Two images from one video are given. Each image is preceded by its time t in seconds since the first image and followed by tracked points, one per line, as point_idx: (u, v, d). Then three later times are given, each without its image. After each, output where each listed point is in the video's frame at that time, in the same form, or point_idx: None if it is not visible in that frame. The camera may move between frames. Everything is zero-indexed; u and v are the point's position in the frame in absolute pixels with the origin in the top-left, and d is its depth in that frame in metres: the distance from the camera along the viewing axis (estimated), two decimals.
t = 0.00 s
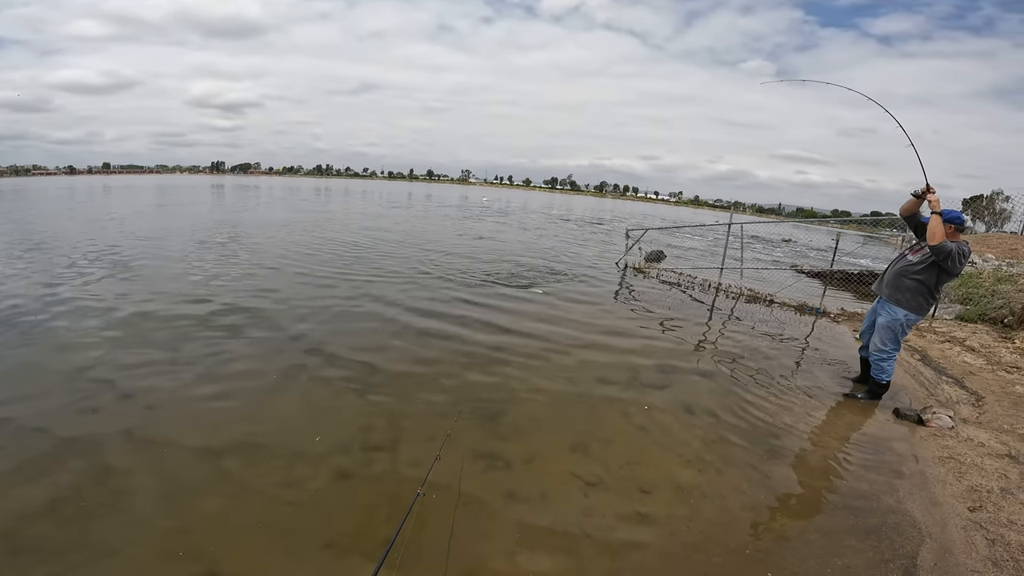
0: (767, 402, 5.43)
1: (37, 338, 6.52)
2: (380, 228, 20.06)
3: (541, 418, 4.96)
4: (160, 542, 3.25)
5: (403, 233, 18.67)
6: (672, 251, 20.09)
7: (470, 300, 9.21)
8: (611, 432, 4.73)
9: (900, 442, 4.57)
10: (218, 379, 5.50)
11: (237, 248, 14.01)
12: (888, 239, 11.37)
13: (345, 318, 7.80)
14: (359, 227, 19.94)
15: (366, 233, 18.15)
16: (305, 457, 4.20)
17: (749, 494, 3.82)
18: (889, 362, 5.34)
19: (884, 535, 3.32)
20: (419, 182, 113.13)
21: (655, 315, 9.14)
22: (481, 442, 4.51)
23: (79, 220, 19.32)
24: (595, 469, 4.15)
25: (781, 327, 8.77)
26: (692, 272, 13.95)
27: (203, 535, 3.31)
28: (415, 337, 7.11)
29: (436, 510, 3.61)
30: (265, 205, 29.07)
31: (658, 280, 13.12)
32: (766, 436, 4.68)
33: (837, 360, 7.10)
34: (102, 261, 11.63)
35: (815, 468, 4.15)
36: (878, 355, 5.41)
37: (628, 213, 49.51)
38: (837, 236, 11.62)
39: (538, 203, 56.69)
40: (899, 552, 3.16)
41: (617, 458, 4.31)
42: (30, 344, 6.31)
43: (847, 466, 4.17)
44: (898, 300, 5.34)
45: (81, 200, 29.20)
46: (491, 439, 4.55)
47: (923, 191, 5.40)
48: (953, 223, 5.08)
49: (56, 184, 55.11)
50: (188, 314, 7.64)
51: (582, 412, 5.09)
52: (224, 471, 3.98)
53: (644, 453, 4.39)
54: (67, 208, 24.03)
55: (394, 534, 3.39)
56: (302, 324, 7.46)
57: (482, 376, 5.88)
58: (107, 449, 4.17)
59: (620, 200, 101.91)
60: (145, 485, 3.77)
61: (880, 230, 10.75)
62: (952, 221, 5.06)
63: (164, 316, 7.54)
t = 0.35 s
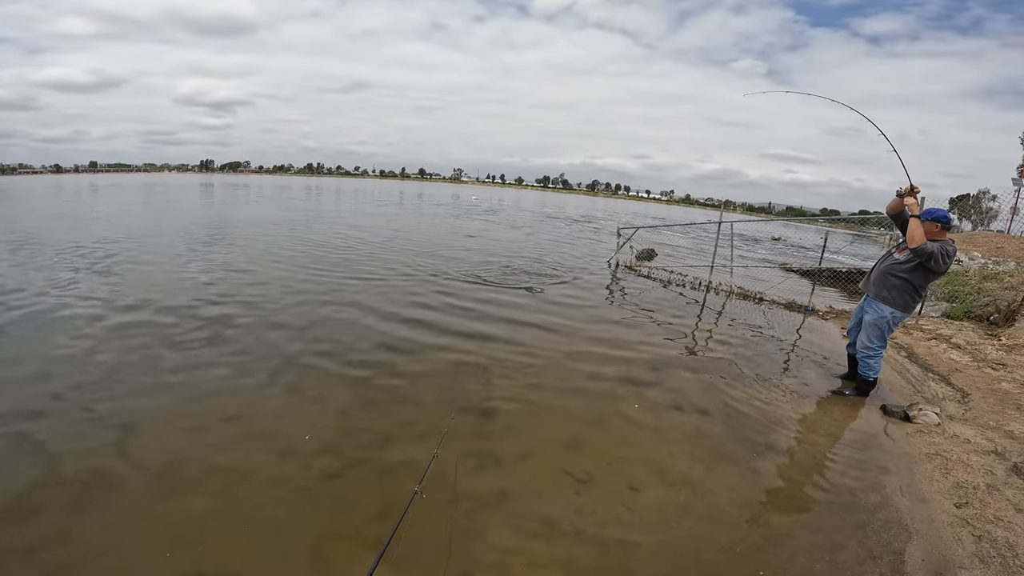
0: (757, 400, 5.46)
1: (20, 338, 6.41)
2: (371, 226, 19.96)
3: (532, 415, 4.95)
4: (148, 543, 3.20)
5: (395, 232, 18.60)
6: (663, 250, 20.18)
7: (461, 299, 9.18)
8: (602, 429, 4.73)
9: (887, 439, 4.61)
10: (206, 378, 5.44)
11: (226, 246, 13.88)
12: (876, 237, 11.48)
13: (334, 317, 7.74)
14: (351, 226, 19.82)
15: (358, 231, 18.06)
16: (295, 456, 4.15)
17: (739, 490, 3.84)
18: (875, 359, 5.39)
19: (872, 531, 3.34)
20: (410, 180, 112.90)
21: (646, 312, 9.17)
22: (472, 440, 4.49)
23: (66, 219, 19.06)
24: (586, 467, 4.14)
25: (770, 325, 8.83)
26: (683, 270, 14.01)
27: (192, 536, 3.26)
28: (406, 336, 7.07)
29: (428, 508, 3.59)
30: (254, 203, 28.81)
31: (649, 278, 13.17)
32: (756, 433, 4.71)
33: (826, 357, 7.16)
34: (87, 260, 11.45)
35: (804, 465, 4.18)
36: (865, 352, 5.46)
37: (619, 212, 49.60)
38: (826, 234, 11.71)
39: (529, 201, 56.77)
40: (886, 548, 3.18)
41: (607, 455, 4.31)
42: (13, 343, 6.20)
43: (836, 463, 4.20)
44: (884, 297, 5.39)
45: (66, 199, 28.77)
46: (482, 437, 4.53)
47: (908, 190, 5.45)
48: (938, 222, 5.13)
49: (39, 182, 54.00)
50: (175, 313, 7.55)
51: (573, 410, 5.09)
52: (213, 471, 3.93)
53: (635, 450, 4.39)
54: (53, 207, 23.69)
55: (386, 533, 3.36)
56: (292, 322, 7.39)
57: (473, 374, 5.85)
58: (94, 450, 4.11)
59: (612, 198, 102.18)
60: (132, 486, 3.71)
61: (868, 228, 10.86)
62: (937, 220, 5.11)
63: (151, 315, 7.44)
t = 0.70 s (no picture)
0: (747, 396, 5.50)
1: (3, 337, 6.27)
2: (361, 225, 19.83)
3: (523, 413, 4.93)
4: (137, 543, 3.14)
5: (386, 230, 18.49)
6: (654, 248, 20.25)
7: (453, 297, 9.14)
8: (593, 426, 4.73)
9: (874, 435, 4.65)
10: (196, 375, 5.38)
11: (215, 245, 13.72)
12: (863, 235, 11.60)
13: (325, 315, 7.67)
14: (341, 224, 19.68)
15: (348, 230, 17.90)
16: (285, 455, 4.11)
17: (731, 487, 3.86)
18: (863, 356, 5.44)
19: (861, 528, 3.36)
20: (401, 178, 112.43)
21: (637, 310, 9.20)
22: (464, 438, 4.46)
23: (50, 218, 18.74)
24: (577, 464, 4.14)
25: (760, 323, 8.89)
26: (674, 268, 14.08)
27: (180, 536, 3.21)
28: (396, 334, 7.02)
29: (419, 507, 3.56)
30: (245, 202, 28.52)
31: (640, 276, 13.21)
32: (746, 429, 4.74)
33: (814, 354, 7.22)
34: (74, 258, 11.30)
35: (793, 462, 4.21)
36: (852, 349, 5.50)
37: (612, 211, 49.74)
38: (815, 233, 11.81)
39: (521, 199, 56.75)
40: (875, 543, 3.20)
41: (599, 453, 4.31)
42: None
43: (825, 459, 4.24)
44: (870, 295, 5.44)
45: (50, 197, 28.28)
46: (474, 435, 4.51)
47: (892, 187, 5.50)
48: (922, 219, 5.18)
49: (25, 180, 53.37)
50: (163, 312, 7.43)
51: (565, 407, 5.09)
52: (204, 470, 3.86)
53: (626, 447, 4.39)
54: (36, 206, 23.31)
55: (378, 531, 3.33)
56: (282, 320, 7.31)
57: (465, 372, 5.83)
58: (80, 448, 4.05)
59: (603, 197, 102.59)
60: (121, 485, 3.65)
61: (856, 226, 10.96)
62: (922, 216, 5.16)
63: (138, 313, 7.31)
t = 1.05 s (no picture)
0: (738, 393, 5.52)
1: None
2: (353, 223, 19.71)
3: (515, 410, 4.93)
4: (125, 543, 3.10)
5: (377, 228, 18.39)
6: (646, 245, 20.32)
7: (444, 294, 9.11)
8: (584, 423, 4.74)
9: (863, 431, 4.69)
10: (186, 374, 5.32)
11: (204, 244, 13.56)
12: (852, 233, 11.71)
13: (315, 313, 7.61)
14: (332, 222, 19.55)
15: (339, 228, 17.79)
16: (276, 453, 4.07)
17: (722, 482, 3.87)
18: (851, 352, 5.49)
19: (850, 523, 3.38)
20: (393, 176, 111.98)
21: (629, 307, 9.22)
22: (456, 436, 4.44)
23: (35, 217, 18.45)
24: (570, 460, 4.14)
25: (750, 320, 8.95)
26: (665, 265, 14.13)
27: (171, 535, 3.17)
28: (388, 332, 6.98)
29: (411, 504, 3.54)
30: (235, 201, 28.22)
31: (632, 273, 13.25)
32: (737, 425, 4.76)
33: (803, 350, 7.27)
34: (61, 257, 11.13)
35: (783, 457, 4.23)
36: (840, 345, 5.55)
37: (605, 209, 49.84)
38: (804, 230, 11.90)
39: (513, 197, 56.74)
40: (864, 539, 3.22)
41: (591, 449, 4.31)
42: None
43: (814, 454, 4.27)
44: (858, 292, 5.48)
45: (35, 196, 27.81)
46: (466, 432, 4.50)
47: (878, 185, 5.55)
48: (908, 217, 5.23)
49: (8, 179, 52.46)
50: (151, 311, 7.33)
51: (557, 404, 5.08)
52: (194, 469, 3.81)
53: (618, 444, 4.40)
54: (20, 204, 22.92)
55: (371, 529, 3.30)
56: (272, 319, 7.24)
57: (457, 370, 5.80)
58: (68, 447, 3.98)
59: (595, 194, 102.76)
60: (109, 485, 3.59)
61: (845, 224, 11.06)
62: (907, 214, 5.20)
63: (125, 313, 7.20)
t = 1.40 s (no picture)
0: (729, 389, 5.55)
1: None
2: (344, 220, 19.59)
3: (507, 407, 4.91)
4: (117, 542, 3.05)
5: (369, 226, 18.29)
6: (639, 242, 20.35)
7: (437, 292, 9.07)
8: (577, 420, 4.73)
9: (852, 427, 4.72)
10: (176, 373, 5.26)
11: (193, 242, 13.41)
12: (841, 230, 11.80)
13: (307, 311, 7.54)
14: (323, 220, 19.41)
15: (331, 226, 17.67)
16: (268, 452, 4.02)
17: (714, 478, 3.89)
18: (840, 348, 5.52)
19: (840, 519, 3.40)
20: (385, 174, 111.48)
21: (621, 304, 9.23)
22: (449, 433, 4.42)
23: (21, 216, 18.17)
24: (562, 457, 4.13)
25: (741, 316, 8.99)
26: (658, 262, 14.17)
27: (161, 535, 3.13)
28: (380, 329, 6.94)
29: (404, 503, 3.51)
30: (225, 199, 27.88)
31: (624, 270, 13.27)
32: (729, 422, 4.78)
33: (793, 347, 7.31)
34: (47, 257, 10.96)
35: (774, 453, 4.25)
36: (829, 341, 5.58)
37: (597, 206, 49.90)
38: (795, 227, 11.96)
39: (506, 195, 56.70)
40: (855, 534, 3.24)
41: (584, 446, 4.30)
42: None
43: (805, 450, 4.29)
44: (847, 288, 5.51)
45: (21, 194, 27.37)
46: (458, 430, 4.47)
47: (868, 183, 5.57)
48: (896, 214, 5.26)
49: None
50: (139, 310, 7.23)
51: (550, 401, 5.07)
52: (185, 469, 3.76)
53: (610, 440, 4.40)
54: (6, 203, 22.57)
55: (363, 528, 3.27)
56: (262, 317, 7.16)
57: (449, 368, 5.77)
58: (55, 449, 3.91)
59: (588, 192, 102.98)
60: (98, 486, 3.53)
61: (835, 222, 11.13)
62: (896, 212, 5.23)
63: (113, 312, 7.09)
